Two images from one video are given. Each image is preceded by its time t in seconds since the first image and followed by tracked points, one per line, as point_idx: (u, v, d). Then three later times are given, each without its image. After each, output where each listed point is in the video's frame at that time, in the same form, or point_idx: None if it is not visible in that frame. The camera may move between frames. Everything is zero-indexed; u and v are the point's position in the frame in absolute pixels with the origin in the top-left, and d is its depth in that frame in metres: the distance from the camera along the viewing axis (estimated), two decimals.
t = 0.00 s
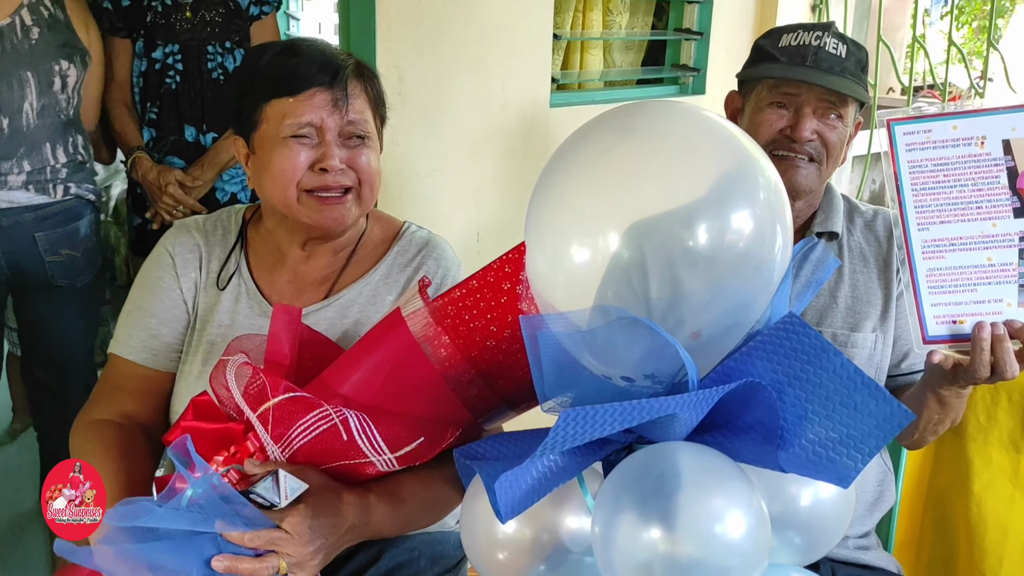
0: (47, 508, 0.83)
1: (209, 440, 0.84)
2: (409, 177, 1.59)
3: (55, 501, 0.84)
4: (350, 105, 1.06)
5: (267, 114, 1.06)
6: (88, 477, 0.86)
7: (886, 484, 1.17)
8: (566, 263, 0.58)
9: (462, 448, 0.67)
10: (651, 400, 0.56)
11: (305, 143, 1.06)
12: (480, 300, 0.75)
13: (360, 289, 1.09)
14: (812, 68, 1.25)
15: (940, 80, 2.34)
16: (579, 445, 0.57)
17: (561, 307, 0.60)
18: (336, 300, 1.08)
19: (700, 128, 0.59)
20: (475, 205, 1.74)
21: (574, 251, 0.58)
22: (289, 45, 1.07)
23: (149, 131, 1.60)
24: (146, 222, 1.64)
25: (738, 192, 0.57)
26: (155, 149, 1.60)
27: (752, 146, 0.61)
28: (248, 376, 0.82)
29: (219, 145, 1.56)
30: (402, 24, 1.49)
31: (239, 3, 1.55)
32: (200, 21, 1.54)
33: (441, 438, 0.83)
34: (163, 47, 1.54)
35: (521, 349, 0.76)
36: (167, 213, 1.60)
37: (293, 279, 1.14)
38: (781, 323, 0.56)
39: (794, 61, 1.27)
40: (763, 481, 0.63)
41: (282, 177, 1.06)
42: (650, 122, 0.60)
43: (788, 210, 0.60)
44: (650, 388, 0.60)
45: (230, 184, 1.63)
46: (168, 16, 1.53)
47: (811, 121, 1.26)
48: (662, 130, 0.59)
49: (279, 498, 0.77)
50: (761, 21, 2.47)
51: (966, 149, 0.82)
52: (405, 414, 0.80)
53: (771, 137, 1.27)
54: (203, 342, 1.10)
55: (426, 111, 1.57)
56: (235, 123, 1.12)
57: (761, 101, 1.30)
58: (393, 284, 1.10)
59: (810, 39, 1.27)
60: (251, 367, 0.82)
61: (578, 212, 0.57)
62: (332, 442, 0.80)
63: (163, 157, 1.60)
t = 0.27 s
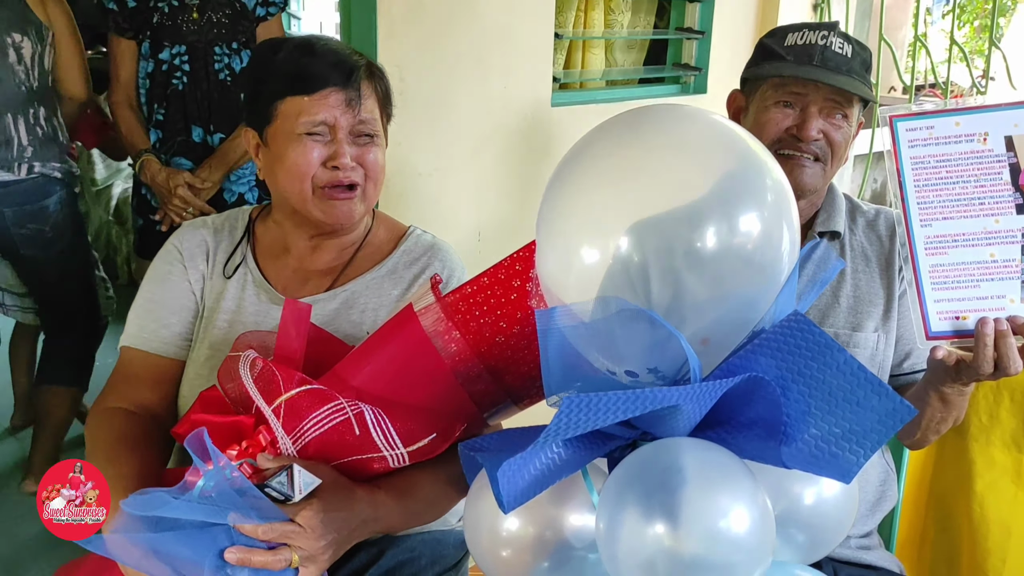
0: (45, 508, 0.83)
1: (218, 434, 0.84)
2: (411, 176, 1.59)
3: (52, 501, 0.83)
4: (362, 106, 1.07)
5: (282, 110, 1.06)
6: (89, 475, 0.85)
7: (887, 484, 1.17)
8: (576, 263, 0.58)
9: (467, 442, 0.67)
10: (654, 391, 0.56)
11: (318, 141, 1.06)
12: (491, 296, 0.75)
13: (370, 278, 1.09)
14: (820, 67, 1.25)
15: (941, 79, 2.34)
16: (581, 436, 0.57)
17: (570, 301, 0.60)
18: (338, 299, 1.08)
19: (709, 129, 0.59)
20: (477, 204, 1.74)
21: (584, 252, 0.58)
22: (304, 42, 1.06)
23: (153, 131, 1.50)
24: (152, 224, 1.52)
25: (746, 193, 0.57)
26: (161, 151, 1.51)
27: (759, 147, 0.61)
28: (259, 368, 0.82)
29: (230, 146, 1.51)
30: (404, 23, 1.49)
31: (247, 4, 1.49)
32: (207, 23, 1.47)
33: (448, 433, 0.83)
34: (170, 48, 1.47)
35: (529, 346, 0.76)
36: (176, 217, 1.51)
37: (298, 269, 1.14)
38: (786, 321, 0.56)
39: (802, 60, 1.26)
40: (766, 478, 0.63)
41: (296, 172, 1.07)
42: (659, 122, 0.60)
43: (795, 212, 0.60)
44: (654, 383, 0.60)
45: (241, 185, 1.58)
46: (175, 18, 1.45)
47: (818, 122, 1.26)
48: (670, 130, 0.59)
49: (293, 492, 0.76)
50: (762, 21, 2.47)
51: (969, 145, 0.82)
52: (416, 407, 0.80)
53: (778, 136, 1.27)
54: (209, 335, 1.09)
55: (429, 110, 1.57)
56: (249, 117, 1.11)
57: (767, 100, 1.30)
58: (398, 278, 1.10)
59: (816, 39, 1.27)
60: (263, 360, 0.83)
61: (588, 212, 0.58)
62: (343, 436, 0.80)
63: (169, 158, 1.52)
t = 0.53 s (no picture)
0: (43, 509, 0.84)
1: (218, 434, 0.85)
2: (412, 176, 1.59)
3: (50, 502, 0.85)
4: (376, 101, 1.08)
5: (296, 97, 1.07)
6: (91, 478, 0.87)
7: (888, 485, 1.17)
8: (575, 263, 0.58)
9: (466, 444, 0.67)
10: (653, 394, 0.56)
11: (329, 130, 1.07)
12: (490, 296, 0.75)
13: (372, 277, 1.09)
14: (829, 68, 1.24)
15: (942, 78, 2.34)
16: (580, 439, 0.57)
17: (570, 302, 0.59)
18: (340, 299, 1.08)
19: (710, 129, 0.59)
20: (479, 204, 1.74)
21: (583, 251, 0.57)
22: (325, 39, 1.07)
23: (161, 134, 1.44)
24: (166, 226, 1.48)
25: (747, 193, 0.57)
26: (170, 153, 1.45)
27: (760, 148, 0.60)
28: (257, 369, 0.82)
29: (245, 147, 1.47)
30: (405, 22, 1.49)
31: (253, 4, 1.43)
32: (214, 25, 1.42)
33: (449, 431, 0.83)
34: (177, 50, 1.41)
35: (529, 345, 0.77)
36: (189, 217, 1.48)
37: (302, 265, 1.15)
38: (786, 322, 0.56)
39: (811, 61, 1.25)
40: (766, 479, 0.62)
41: (303, 158, 1.07)
42: (660, 122, 0.60)
43: (796, 212, 0.60)
44: (653, 385, 0.60)
45: (251, 186, 1.54)
46: (181, 20, 1.40)
47: (828, 123, 1.26)
48: (672, 130, 0.59)
49: (291, 493, 0.77)
50: (763, 21, 2.46)
51: (971, 146, 0.81)
52: (417, 406, 0.80)
53: (786, 136, 1.26)
54: (212, 333, 1.09)
55: (430, 110, 1.57)
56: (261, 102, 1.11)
57: (775, 100, 1.29)
58: (401, 277, 1.10)
59: (827, 39, 1.26)
60: (261, 361, 0.83)
61: (588, 212, 0.57)
62: (342, 435, 0.80)
63: (177, 160, 1.46)
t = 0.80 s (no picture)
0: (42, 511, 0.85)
1: (215, 434, 0.85)
2: (413, 175, 1.59)
3: (51, 505, 0.85)
4: (371, 106, 1.07)
5: (291, 104, 1.06)
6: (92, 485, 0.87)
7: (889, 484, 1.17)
8: (573, 261, 0.58)
9: (463, 445, 0.67)
10: (651, 395, 0.56)
11: (324, 137, 1.06)
12: (486, 294, 0.75)
13: (371, 277, 1.09)
14: (841, 68, 1.24)
15: (943, 77, 2.33)
16: (578, 439, 0.57)
17: (567, 301, 0.59)
18: (338, 298, 1.08)
19: (708, 128, 0.59)
20: (479, 202, 1.74)
21: (580, 249, 0.57)
22: (323, 40, 1.06)
23: (160, 133, 1.38)
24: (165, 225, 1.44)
25: (745, 191, 0.56)
26: (169, 153, 1.40)
27: (759, 146, 0.60)
28: (255, 368, 0.81)
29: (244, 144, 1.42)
30: (405, 20, 1.49)
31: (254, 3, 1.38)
32: (214, 24, 1.36)
33: (445, 428, 0.83)
34: (177, 50, 1.36)
35: (525, 343, 0.76)
36: (187, 215, 1.43)
37: (300, 266, 1.15)
38: (783, 321, 0.56)
39: (822, 60, 1.25)
40: (766, 479, 0.62)
41: (300, 166, 1.07)
42: (658, 121, 0.59)
43: (794, 210, 0.60)
44: (651, 384, 0.60)
45: (251, 185, 1.48)
46: (181, 19, 1.35)
47: (836, 123, 1.26)
48: (669, 129, 0.59)
49: (286, 489, 0.77)
50: (764, 20, 2.46)
51: (974, 145, 0.81)
52: (415, 403, 0.79)
53: (793, 135, 1.26)
54: (210, 332, 1.09)
55: (431, 108, 1.57)
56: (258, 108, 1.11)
57: (782, 99, 1.29)
58: (400, 276, 1.09)
59: (836, 39, 1.25)
60: (258, 360, 0.82)
61: (586, 210, 0.57)
62: (339, 431, 0.80)
63: (175, 160, 1.40)
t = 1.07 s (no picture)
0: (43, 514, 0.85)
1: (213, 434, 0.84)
2: (410, 175, 1.59)
3: (51, 508, 0.85)
4: (366, 106, 1.07)
5: (284, 107, 1.06)
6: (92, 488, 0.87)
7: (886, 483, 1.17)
8: (573, 263, 0.58)
9: (463, 446, 0.67)
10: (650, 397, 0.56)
11: (319, 139, 1.06)
12: (488, 295, 0.75)
13: (369, 276, 1.09)
14: (842, 67, 1.24)
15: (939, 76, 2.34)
16: (577, 441, 0.57)
17: (567, 302, 0.59)
18: (336, 297, 1.08)
19: (708, 129, 0.59)
20: (477, 202, 1.74)
21: (580, 251, 0.57)
22: (315, 39, 1.06)
23: (149, 130, 1.33)
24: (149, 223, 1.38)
25: (745, 193, 0.57)
26: (157, 150, 1.35)
27: (759, 148, 0.60)
28: (253, 369, 0.81)
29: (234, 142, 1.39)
30: (402, 19, 1.48)
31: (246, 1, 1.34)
32: (206, 21, 1.32)
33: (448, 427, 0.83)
34: (167, 47, 1.32)
35: (526, 343, 0.76)
36: (175, 215, 1.39)
37: (296, 265, 1.15)
38: (784, 324, 0.56)
39: (823, 59, 1.24)
40: (764, 481, 0.62)
41: (295, 169, 1.06)
42: (659, 122, 0.59)
43: (794, 212, 0.60)
44: (650, 385, 0.60)
45: (240, 184, 1.45)
46: (172, 16, 1.31)
47: (836, 122, 1.26)
48: (670, 130, 0.59)
49: (288, 492, 0.77)
50: (761, 19, 2.46)
51: (973, 145, 0.81)
52: (415, 405, 0.79)
53: (794, 134, 1.26)
54: (208, 333, 1.09)
55: (429, 108, 1.57)
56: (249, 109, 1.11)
57: (784, 97, 1.29)
58: (398, 277, 1.09)
59: (837, 37, 1.25)
60: (256, 360, 0.81)
61: (586, 212, 0.57)
62: (340, 433, 0.80)
63: (163, 159, 1.36)
